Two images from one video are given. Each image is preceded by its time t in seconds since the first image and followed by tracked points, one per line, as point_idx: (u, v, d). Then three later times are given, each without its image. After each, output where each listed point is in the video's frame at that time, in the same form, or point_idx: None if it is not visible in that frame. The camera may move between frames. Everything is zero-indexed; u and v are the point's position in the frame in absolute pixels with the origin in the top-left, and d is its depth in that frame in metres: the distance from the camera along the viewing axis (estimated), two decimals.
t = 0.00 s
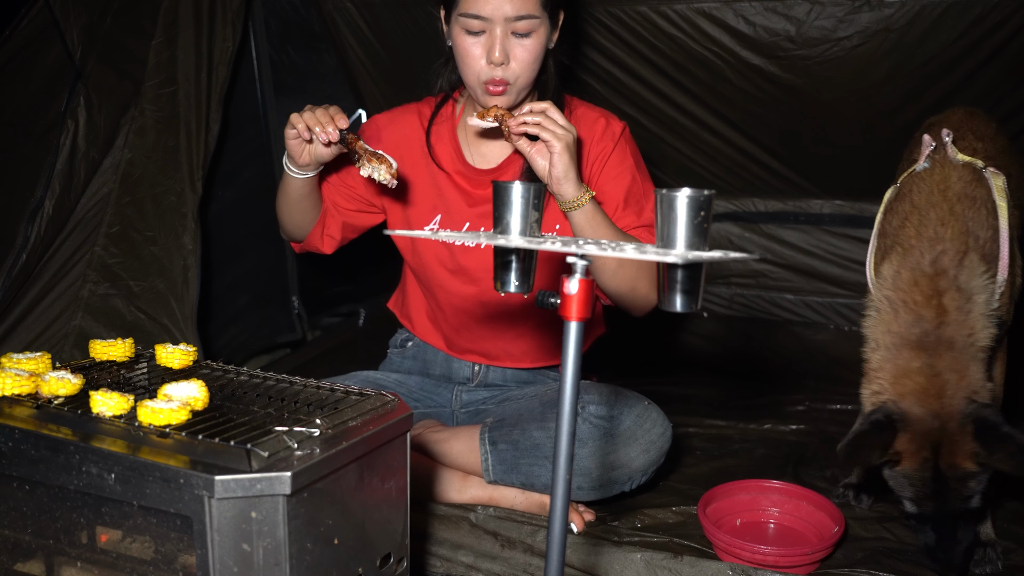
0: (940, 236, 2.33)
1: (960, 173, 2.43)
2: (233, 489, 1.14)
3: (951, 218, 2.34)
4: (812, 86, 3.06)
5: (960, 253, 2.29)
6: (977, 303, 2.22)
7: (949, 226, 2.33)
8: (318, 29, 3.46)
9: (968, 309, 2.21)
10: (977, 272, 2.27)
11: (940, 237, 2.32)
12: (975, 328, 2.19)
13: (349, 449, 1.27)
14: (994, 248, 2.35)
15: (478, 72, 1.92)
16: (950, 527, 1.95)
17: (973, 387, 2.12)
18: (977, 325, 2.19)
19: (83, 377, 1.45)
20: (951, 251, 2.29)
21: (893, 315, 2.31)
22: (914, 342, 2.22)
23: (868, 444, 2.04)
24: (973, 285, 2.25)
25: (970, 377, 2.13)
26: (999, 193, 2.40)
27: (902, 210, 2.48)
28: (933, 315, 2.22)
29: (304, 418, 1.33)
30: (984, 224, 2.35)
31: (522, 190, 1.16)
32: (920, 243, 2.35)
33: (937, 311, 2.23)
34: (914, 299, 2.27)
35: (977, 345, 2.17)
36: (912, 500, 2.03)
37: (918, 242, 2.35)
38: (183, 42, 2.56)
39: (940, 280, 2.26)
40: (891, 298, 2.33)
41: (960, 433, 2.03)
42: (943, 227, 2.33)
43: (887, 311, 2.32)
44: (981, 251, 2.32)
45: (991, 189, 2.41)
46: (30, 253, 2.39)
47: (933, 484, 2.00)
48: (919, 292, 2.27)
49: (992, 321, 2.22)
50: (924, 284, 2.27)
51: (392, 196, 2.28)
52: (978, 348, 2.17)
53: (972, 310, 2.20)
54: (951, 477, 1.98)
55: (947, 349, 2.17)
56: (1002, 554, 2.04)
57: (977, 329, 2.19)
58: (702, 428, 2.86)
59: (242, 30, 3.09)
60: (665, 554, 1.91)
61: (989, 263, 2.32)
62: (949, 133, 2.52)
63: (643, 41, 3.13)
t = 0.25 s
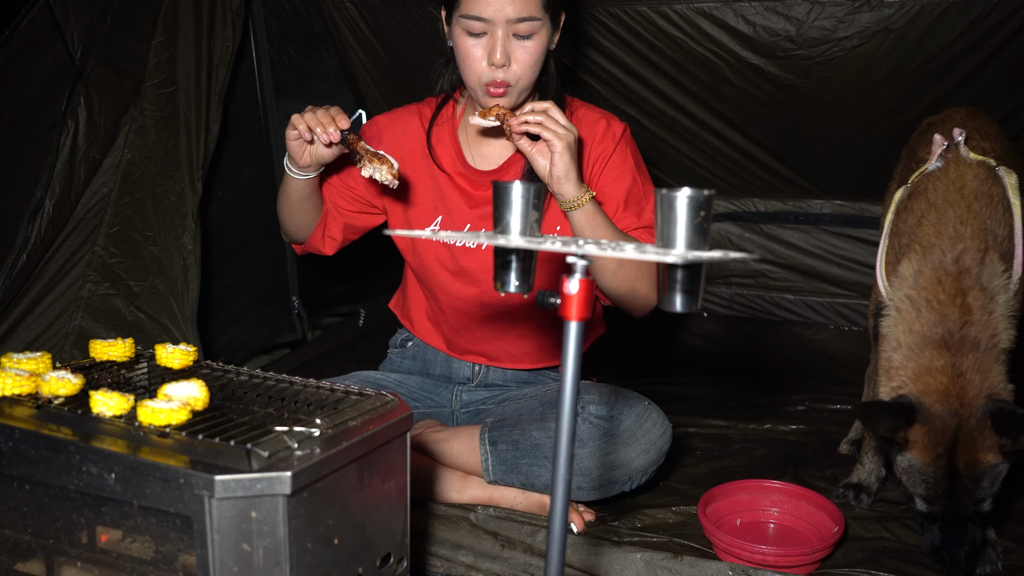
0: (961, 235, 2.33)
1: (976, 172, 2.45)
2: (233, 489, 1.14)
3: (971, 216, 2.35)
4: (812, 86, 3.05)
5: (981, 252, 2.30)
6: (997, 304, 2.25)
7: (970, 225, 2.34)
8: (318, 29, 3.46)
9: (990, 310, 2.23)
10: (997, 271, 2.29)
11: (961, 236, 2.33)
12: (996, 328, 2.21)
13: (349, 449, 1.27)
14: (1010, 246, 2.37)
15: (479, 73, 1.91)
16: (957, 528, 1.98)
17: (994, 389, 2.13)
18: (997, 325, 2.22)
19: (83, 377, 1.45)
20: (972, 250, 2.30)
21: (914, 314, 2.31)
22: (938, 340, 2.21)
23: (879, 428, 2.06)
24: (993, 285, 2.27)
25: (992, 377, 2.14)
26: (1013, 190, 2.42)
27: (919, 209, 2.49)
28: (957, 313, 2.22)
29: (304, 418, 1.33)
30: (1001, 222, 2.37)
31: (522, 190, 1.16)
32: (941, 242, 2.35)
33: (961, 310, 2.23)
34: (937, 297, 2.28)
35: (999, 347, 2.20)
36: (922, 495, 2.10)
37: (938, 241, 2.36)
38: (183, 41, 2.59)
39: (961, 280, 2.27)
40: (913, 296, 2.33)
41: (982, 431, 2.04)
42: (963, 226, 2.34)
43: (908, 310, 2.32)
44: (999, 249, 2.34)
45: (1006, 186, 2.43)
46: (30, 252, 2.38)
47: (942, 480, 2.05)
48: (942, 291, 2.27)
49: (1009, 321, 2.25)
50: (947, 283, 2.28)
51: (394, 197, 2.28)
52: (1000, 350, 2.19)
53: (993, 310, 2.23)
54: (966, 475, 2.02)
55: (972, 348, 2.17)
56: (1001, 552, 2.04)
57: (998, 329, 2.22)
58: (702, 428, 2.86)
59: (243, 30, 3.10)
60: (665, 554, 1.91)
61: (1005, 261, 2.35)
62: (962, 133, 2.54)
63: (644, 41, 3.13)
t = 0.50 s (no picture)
0: (970, 231, 2.34)
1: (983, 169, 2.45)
2: (233, 489, 1.14)
3: (980, 214, 2.36)
4: (812, 86, 3.05)
5: (989, 249, 2.31)
6: (1006, 301, 2.26)
7: (979, 222, 2.34)
8: (318, 29, 3.46)
9: (998, 307, 2.24)
10: (1005, 269, 2.30)
11: (969, 233, 2.34)
12: (1004, 325, 2.22)
13: (349, 449, 1.27)
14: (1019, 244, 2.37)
15: (483, 76, 1.85)
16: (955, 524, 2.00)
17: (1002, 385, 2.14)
18: (1006, 322, 2.22)
19: (83, 377, 1.45)
20: (980, 246, 2.32)
21: (921, 309, 2.34)
22: (942, 336, 2.25)
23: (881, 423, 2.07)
24: (1001, 283, 2.28)
25: (998, 373, 2.16)
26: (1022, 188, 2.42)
27: (926, 206, 2.49)
28: (962, 309, 2.25)
29: (304, 418, 1.33)
30: (1010, 220, 2.36)
31: (522, 190, 1.16)
32: (949, 239, 2.36)
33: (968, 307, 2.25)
34: (944, 294, 2.30)
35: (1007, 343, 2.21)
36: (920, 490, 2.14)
37: (947, 238, 2.37)
38: (184, 42, 2.59)
39: (969, 276, 2.29)
40: (920, 291, 2.36)
41: (977, 428, 2.08)
42: (972, 223, 2.35)
43: (914, 305, 2.36)
44: (1008, 247, 2.34)
45: (1014, 184, 2.43)
46: (30, 253, 2.39)
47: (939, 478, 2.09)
48: (950, 287, 2.29)
49: (1019, 318, 2.26)
50: (955, 279, 2.30)
51: (394, 198, 2.28)
52: (1007, 346, 2.20)
53: (1001, 307, 2.24)
54: (961, 473, 2.06)
55: (976, 345, 2.20)
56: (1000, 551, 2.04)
57: (1006, 326, 2.22)
58: (702, 428, 2.86)
59: (243, 30, 3.09)
60: (665, 553, 1.92)
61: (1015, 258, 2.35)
62: (969, 131, 2.54)
63: (644, 41, 3.13)
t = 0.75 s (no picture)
0: (964, 229, 2.35)
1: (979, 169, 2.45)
2: (233, 489, 1.14)
3: (975, 212, 2.36)
4: (812, 86, 3.05)
5: (984, 247, 2.31)
6: (1002, 298, 2.25)
7: (974, 220, 2.35)
8: (318, 29, 3.46)
9: (992, 303, 2.24)
10: (1001, 266, 2.30)
11: (964, 230, 2.34)
12: (998, 320, 2.22)
13: (349, 449, 1.27)
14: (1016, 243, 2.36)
15: (502, 83, 1.80)
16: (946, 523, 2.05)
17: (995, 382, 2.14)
18: (1000, 319, 2.22)
19: (83, 377, 1.45)
20: (975, 244, 2.31)
21: (915, 306, 2.34)
22: (936, 332, 2.25)
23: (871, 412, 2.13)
24: (997, 280, 2.27)
25: (992, 370, 2.15)
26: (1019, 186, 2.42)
27: (922, 205, 2.50)
28: (956, 305, 2.25)
29: (304, 418, 1.33)
30: (1006, 218, 2.36)
31: (522, 190, 1.16)
32: (944, 237, 2.37)
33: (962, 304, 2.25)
34: (938, 291, 2.30)
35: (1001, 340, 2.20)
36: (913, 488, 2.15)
37: (942, 236, 2.38)
38: (184, 42, 2.59)
39: (964, 273, 2.29)
40: (914, 289, 2.36)
41: (971, 423, 2.08)
42: (967, 221, 2.35)
43: (909, 302, 2.35)
44: (1005, 245, 2.34)
45: (1011, 182, 2.42)
46: (30, 253, 2.39)
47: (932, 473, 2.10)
48: (944, 284, 2.30)
49: (1015, 316, 2.25)
50: (949, 276, 2.30)
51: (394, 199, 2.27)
52: (1001, 342, 2.19)
53: (996, 303, 2.23)
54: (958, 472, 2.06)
55: (969, 339, 2.19)
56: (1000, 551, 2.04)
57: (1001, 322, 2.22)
58: (702, 428, 2.87)
59: (243, 30, 3.09)
60: (665, 553, 1.91)
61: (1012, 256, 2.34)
62: (967, 129, 2.55)
63: (644, 41, 3.13)
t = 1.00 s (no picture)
0: (952, 232, 2.35)
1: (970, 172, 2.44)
2: (233, 489, 1.14)
3: (964, 214, 2.36)
4: (812, 86, 3.05)
5: (973, 249, 2.31)
6: (989, 300, 2.25)
7: (962, 223, 2.35)
8: (318, 29, 3.46)
9: (978, 306, 2.25)
10: (990, 268, 2.29)
11: (952, 233, 2.35)
12: (985, 323, 2.23)
13: (349, 449, 1.27)
14: (1009, 245, 2.35)
15: (520, 93, 1.81)
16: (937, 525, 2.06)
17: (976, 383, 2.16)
18: (988, 321, 2.23)
19: (83, 377, 1.45)
20: (963, 246, 2.32)
21: (903, 309, 2.36)
22: (919, 335, 2.28)
23: (864, 419, 2.14)
24: (985, 282, 2.28)
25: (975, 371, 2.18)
26: (1011, 188, 2.41)
27: (914, 206, 2.50)
28: (940, 307, 2.27)
29: (304, 418, 1.33)
30: (996, 220, 2.36)
31: (522, 190, 1.16)
32: (933, 239, 2.37)
33: (946, 306, 2.26)
34: (924, 293, 2.32)
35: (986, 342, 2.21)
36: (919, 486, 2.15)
37: (931, 238, 2.38)
38: (183, 42, 2.59)
39: (952, 276, 2.30)
40: (901, 291, 2.38)
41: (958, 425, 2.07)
42: (956, 223, 2.36)
43: (898, 304, 2.37)
44: (996, 247, 2.33)
45: (1003, 185, 2.42)
46: (30, 253, 2.39)
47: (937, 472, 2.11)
48: (930, 287, 2.31)
49: (1004, 317, 2.25)
50: (936, 279, 2.31)
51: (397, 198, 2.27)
52: (986, 345, 2.20)
53: (982, 305, 2.24)
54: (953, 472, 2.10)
55: (952, 341, 2.22)
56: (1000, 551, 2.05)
57: (987, 324, 2.23)
58: (702, 428, 2.87)
59: (243, 30, 3.09)
60: (665, 553, 1.92)
61: (1006, 257, 2.33)
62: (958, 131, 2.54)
63: (644, 41, 3.13)
